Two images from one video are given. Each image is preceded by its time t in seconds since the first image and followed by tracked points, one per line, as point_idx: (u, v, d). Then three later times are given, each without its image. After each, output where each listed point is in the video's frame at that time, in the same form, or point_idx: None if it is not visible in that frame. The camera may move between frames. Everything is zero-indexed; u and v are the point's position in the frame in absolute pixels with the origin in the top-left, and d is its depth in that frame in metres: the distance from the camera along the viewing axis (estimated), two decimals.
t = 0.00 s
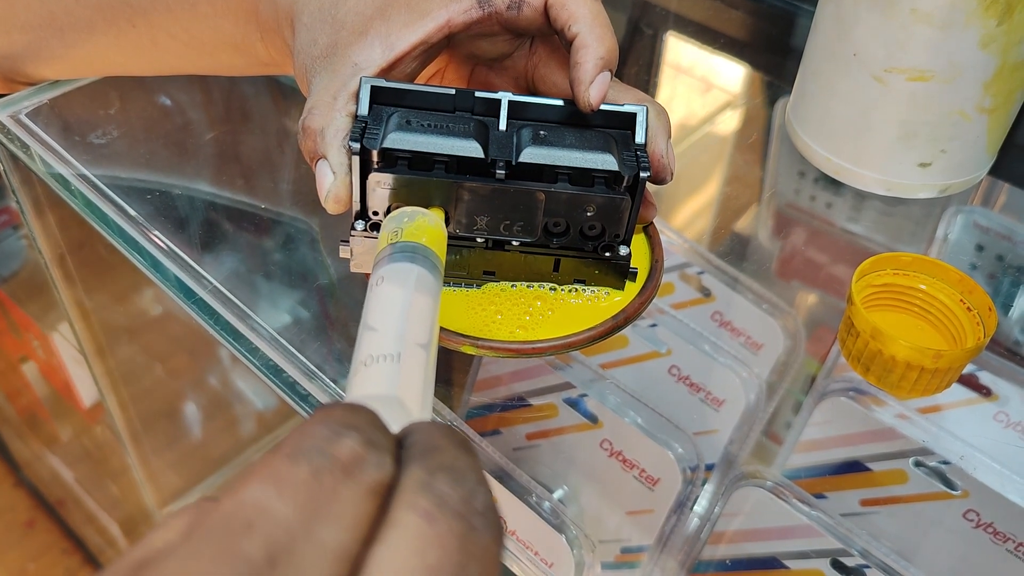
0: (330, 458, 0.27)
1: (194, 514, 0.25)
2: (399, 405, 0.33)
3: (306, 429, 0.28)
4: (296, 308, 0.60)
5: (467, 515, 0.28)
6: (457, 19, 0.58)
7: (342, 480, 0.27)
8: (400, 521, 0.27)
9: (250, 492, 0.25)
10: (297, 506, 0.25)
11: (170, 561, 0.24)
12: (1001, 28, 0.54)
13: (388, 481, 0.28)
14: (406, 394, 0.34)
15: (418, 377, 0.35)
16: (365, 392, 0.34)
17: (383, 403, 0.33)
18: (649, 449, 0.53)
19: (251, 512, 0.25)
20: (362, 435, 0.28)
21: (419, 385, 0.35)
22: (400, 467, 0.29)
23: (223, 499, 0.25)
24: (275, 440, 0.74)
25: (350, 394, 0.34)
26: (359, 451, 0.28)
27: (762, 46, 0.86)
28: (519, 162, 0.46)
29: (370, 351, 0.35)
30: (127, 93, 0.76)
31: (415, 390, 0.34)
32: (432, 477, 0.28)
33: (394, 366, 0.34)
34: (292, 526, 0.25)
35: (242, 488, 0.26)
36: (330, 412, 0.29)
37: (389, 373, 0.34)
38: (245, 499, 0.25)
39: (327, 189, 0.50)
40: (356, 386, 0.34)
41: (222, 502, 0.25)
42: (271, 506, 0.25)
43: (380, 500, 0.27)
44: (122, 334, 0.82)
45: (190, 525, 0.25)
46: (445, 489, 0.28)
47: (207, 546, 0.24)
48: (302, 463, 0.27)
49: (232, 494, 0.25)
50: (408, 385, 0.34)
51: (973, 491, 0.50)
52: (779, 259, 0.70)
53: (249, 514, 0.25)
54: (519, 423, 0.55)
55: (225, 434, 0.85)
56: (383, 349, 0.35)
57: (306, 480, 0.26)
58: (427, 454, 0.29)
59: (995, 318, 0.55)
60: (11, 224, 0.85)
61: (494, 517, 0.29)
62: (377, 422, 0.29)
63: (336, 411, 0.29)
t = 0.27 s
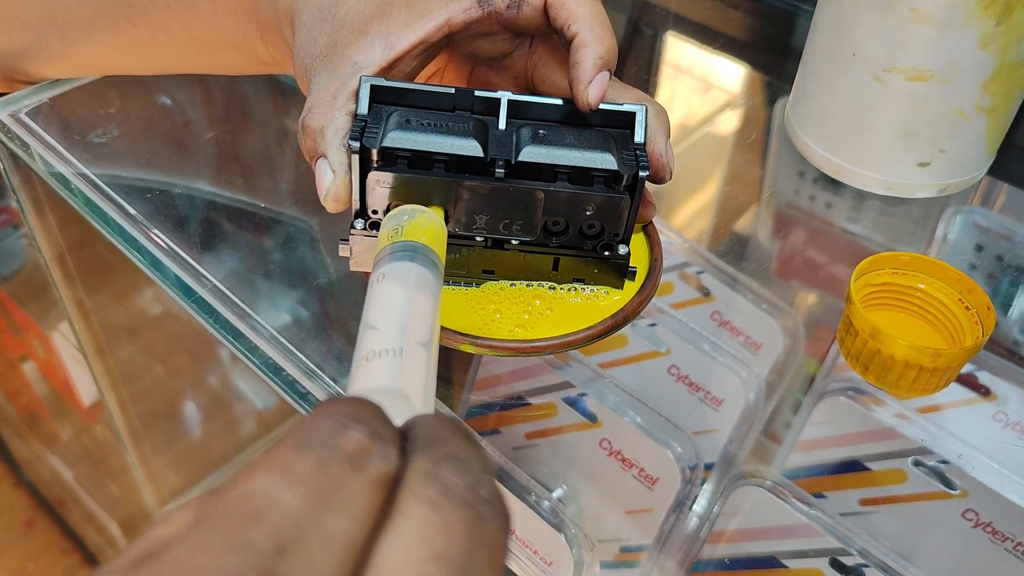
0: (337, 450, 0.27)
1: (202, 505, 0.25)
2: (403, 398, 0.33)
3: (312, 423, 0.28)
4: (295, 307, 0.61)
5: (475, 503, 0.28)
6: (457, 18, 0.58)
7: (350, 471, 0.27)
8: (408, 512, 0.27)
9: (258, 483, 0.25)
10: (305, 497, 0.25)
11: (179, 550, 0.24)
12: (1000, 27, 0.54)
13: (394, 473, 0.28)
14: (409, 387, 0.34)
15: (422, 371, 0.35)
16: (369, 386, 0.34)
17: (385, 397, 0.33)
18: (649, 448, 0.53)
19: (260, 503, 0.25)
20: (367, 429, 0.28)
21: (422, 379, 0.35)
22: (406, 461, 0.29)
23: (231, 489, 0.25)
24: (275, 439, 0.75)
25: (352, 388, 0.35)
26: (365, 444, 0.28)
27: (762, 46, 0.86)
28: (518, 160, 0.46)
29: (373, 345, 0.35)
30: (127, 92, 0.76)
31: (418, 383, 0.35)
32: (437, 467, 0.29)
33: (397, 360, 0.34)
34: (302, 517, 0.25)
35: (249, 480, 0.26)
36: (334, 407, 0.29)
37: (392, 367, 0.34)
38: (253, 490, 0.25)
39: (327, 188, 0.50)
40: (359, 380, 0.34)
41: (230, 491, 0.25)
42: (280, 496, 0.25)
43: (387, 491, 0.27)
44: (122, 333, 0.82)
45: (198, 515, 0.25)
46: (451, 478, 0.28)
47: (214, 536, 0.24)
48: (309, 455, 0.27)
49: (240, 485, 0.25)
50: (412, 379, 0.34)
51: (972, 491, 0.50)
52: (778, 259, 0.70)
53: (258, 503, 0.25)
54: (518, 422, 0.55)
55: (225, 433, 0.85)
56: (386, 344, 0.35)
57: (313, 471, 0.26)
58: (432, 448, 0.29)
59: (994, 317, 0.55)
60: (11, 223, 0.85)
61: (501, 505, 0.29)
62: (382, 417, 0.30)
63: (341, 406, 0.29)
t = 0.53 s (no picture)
0: (358, 447, 0.27)
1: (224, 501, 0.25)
2: (410, 398, 0.34)
3: (332, 419, 0.28)
4: (295, 306, 0.60)
5: (497, 497, 0.29)
6: (457, 17, 0.58)
7: (371, 467, 0.27)
8: (432, 508, 0.27)
9: (281, 478, 0.25)
10: (328, 492, 0.25)
11: (203, 544, 0.23)
12: (1000, 26, 0.54)
13: (412, 470, 0.28)
14: (417, 385, 0.35)
15: (429, 368, 0.35)
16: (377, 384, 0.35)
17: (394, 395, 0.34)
18: (648, 447, 0.53)
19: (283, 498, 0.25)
20: (385, 426, 0.28)
21: (430, 377, 0.35)
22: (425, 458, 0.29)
23: (254, 486, 0.25)
24: (275, 439, 0.75)
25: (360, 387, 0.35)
26: (385, 440, 0.28)
27: (762, 45, 0.86)
28: (519, 159, 0.46)
29: (379, 345, 0.36)
30: (127, 91, 0.76)
31: (426, 381, 0.35)
32: (458, 462, 0.29)
33: (405, 359, 0.35)
34: (326, 512, 0.25)
35: (272, 475, 0.26)
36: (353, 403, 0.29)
37: (400, 366, 0.35)
38: (276, 486, 0.25)
39: (327, 186, 0.50)
40: (366, 380, 0.35)
41: (252, 488, 0.25)
42: (303, 491, 0.25)
43: (409, 487, 0.27)
44: (122, 332, 0.82)
45: (219, 511, 0.25)
46: (472, 472, 0.29)
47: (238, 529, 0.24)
48: (331, 450, 0.26)
49: (263, 481, 0.25)
50: (420, 377, 0.35)
51: (972, 490, 0.50)
52: (778, 259, 0.70)
53: (280, 499, 0.25)
54: (518, 421, 0.55)
55: (225, 433, 0.85)
56: (393, 342, 0.36)
57: (336, 466, 0.26)
58: (449, 445, 0.29)
59: (993, 316, 0.55)
60: (10, 222, 0.85)
61: (521, 500, 0.29)
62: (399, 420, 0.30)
63: (357, 402, 0.29)
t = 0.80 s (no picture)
0: (368, 443, 0.27)
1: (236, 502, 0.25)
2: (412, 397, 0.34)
3: (341, 417, 0.28)
4: (295, 306, 0.61)
5: (507, 496, 0.29)
6: (457, 18, 0.58)
7: (382, 463, 0.27)
8: (443, 505, 0.27)
9: (293, 476, 0.25)
10: (339, 490, 0.25)
11: (214, 544, 0.24)
12: (999, 27, 0.54)
13: (422, 467, 0.28)
14: (419, 385, 0.35)
15: (430, 368, 0.35)
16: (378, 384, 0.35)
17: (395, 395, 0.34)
18: (647, 447, 0.54)
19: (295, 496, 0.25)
20: (394, 424, 0.29)
21: (432, 376, 0.35)
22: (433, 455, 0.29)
23: (265, 483, 0.25)
24: (275, 439, 0.75)
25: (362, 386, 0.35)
26: (395, 436, 0.28)
27: (761, 46, 0.86)
28: (519, 160, 0.46)
29: (380, 345, 0.36)
30: (127, 92, 0.76)
31: (427, 381, 0.35)
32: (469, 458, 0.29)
33: (406, 359, 0.35)
34: (337, 511, 0.25)
35: (284, 473, 0.26)
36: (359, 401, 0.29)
37: (401, 366, 0.35)
38: (287, 484, 0.25)
39: (327, 187, 0.50)
40: (368, 380, 0.35)
41: (264, 485, 0.25)
42: (314, 490, 0.25)
43: (419, 484, 0.28)
44: (122, 332, 0.82)
45: (231, 510, 0.25)
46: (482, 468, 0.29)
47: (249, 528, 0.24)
48: (342, 447, 0.27)
49: (275, 479, 0.25)
50: (421, 377, 0.35)
51: (971, 490, 0.50)
52: (778, 259, 0.70)
53: (292, 498, 0.25)
54: (518, 420, 0.56)
55: (225, 433, 0.86)
56: (394, 342, 0.36)
57: (346, 463, 0.26)
58: (456, 442, 0.30)
59: (992, 317, 0.55)
60: (10, 222, 0.85)
61: (531, 500, 0.30)
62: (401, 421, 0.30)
63: (366, 401, 0.29)
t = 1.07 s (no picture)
0: (405, 443, 0.26)
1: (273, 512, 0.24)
2: (411, 392, 0.31)
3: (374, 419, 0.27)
4: (292, 306, 0.60)
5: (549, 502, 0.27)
6: (455, 18, 0.58)
7: (420, 464, 0.26)
8: (484, 511, 0.26)
9: (326, 483, 0.24)
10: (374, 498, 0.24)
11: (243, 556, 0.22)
12: (998, 28, 0.54)
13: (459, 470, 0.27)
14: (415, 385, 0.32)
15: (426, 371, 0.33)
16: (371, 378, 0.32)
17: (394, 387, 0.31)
18: (645, 447, 0.54)
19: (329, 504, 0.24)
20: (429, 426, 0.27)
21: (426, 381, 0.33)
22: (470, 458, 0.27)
23: (302, 488, 0.24)
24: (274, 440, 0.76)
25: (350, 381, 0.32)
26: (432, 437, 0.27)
27: (760, 46, 0.86)
28: (518, 160, 0.46)
29: (376, 341, 0.33)
30: (125, 91, 0.76)
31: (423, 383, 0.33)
32: (507, 459, 0.28)
33: (404, 357, 0.33)
34: (372, 520, 0.24)
35: (317, 479, 0.24)
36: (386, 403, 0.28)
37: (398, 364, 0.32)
38: (321, 491, 0.24)
39: (325, 187, 0.50)
40: (361, 373, 0.32)
41: (301, 489, 0.24)
42: (349, 498, 0.24)
43: (456, 484, 0.26)
44: (120, 332, 0.81)
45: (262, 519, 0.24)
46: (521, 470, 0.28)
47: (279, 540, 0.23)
48: (378, 450, 0.25)
49: (308, 486, 0.24)
50: (419, 377, 0.32)
51: (970, 490, 0.50)
52: (776, 259, 0.70)
53: (326, 507, 0.24)
54: (517, 421, 0.56)
55: (222, 432, 0.86)
56: (391, 340, 0.33)
57: (384, 466, 0.25)
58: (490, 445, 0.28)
59: (990, 317, 0.55)
60: (7, 221, 0.85)
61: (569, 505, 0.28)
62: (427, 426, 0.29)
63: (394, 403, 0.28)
